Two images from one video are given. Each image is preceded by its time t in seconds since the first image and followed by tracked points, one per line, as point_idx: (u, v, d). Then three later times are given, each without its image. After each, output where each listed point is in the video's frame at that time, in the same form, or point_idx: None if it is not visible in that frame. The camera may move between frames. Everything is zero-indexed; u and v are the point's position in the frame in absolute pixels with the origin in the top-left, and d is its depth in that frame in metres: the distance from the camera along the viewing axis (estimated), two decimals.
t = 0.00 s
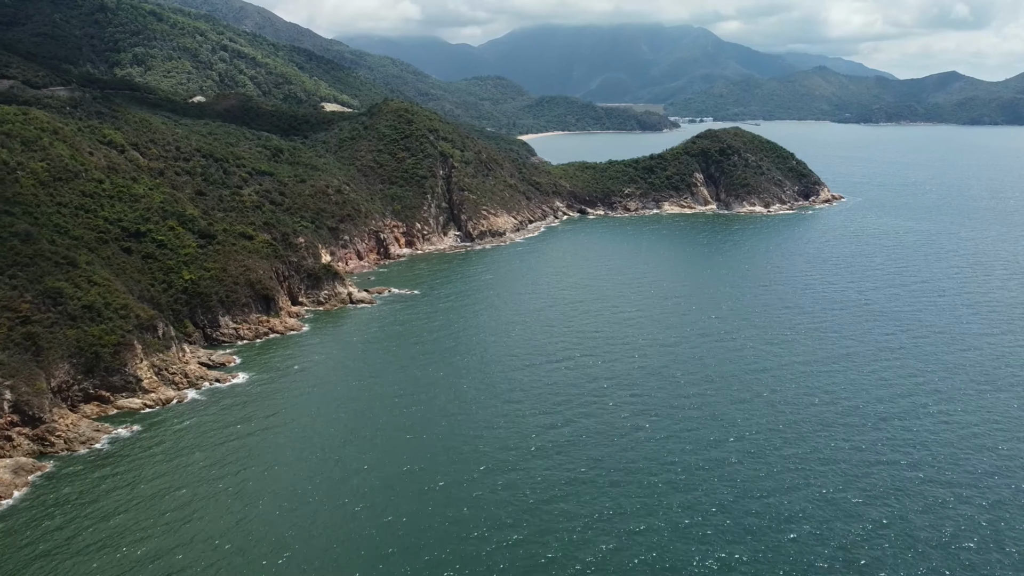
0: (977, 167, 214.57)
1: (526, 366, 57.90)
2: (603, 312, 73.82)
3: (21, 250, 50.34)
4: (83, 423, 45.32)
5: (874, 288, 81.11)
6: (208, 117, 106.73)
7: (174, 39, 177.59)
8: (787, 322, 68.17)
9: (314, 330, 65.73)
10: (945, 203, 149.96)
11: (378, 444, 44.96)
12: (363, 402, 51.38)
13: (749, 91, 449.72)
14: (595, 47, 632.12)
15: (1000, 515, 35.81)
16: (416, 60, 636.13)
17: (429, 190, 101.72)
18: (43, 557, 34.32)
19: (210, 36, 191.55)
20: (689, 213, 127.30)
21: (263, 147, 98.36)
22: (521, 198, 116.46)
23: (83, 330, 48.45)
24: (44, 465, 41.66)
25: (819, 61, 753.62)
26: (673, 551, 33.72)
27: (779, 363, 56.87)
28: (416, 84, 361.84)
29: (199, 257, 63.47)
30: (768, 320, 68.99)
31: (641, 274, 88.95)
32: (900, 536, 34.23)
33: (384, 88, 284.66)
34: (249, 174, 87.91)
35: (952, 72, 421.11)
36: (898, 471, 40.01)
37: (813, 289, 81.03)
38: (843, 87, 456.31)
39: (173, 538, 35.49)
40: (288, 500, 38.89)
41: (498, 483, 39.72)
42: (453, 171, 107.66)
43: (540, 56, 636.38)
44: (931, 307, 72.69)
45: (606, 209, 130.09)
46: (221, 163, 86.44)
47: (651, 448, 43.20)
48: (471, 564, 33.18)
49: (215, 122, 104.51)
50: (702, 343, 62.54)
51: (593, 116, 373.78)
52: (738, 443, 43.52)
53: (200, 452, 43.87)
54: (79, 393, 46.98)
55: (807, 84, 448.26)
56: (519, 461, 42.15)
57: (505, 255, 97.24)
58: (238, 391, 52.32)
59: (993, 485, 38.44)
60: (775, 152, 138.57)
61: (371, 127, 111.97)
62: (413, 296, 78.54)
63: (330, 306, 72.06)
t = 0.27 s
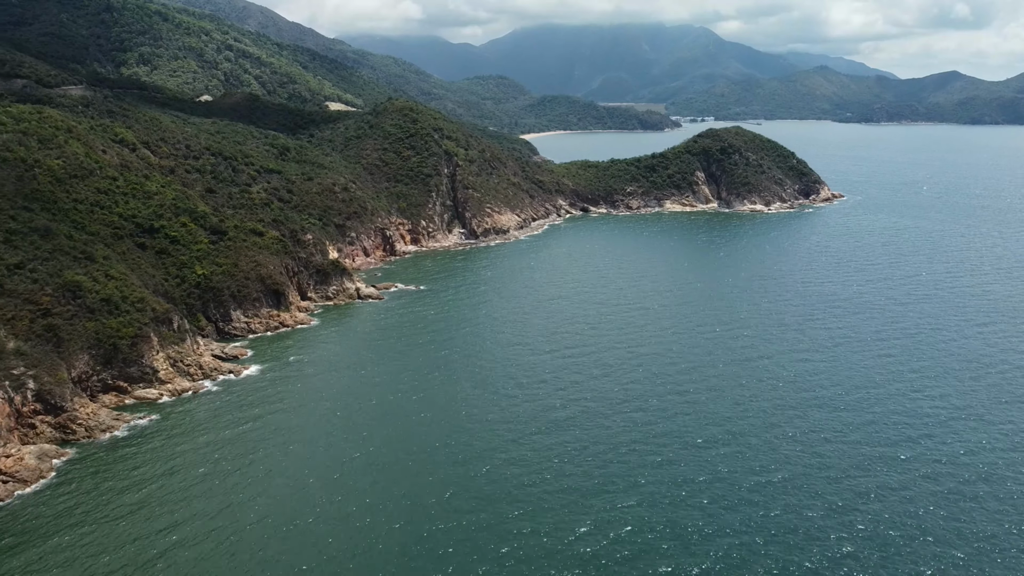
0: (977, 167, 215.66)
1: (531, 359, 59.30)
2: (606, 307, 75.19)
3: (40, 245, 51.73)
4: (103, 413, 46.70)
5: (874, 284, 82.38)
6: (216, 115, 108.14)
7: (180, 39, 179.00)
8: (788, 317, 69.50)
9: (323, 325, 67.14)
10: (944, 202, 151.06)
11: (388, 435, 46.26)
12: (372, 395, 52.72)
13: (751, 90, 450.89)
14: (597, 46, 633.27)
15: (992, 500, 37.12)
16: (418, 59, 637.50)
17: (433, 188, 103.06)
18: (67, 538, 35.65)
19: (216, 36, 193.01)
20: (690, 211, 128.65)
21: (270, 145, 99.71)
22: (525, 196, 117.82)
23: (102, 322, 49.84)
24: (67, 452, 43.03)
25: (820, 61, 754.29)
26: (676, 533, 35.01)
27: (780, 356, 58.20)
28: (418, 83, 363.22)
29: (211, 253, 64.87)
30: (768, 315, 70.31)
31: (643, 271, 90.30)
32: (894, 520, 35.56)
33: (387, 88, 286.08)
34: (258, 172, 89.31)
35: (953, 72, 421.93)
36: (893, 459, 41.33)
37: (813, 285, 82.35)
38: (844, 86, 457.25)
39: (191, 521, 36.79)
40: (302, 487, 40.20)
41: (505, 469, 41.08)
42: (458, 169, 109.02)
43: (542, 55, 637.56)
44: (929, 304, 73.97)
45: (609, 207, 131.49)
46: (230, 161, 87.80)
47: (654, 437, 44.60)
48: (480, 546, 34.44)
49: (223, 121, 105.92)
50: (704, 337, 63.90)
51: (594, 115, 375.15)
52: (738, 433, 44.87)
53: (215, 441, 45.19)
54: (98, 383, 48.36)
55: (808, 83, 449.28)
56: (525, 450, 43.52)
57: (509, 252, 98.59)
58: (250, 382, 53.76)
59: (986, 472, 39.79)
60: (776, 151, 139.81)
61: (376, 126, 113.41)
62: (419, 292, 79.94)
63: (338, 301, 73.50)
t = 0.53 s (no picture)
0: (977, 167, 216.88)
1: (536, 353, 60.79)
2: (610, 303, 76.74)
3: (58, 240, 53.23)
4: (122, 402, 48.18)
5: (872, 282, 83.78)
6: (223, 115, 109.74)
7: (186, 40, 180.64)
8: (786, 313, 71.05)
9: (334, 319, 68.74)
10: (944, 202, 152.35)
11: (397, 423, 47.65)
12: (381, 386, 54.14)
13: (752, 91, 452.23)
14: (599, 47, 634.67)
15: (983, 482, 38.46)
16: (420, 59, 639.06)
17: (438, 187, 104.53)
18: (90, 518, 37.03)
19: (221, 37, 194.63)
20: (691, 210, 130.07)
21: (277, 145, 101.18)
22: (528, 195, 119.28)
23: (119, 316, 51.34)
24: (88, 440, 44.50)
25: (823, 61, 755.33)
26: (678, 511, 36.32)
27: (779, 350, 59.66)
28: (421, 84, 364.75)
29: (223, 249, 66.38)
30: (768, 311, 71.76)
31: (645, 269, 91.69)
32: (888, 499, 36.87)
33: (390, 88, 287.62)
34: (266, 171, 90.83)
35: (954, 72, 423.19)
36: (888, 444, 42.68)
37: (813, 283, 83.80)
38: (846, 86, 458.18)
39: (208, 504, 38.19)
40: (314, 472, 41.54)
41: (512, 454, 42.65)
42: (462, 168, 110.51)
43: (544, 56, 639.07)
44: (926, 300, 75.41)
45: (611, 206, 132.84)
46: (238, 160, 89.27)
47: (655, 424, 46.13)
48: (488, 525, 35.78)
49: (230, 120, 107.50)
50: (705, 332, 65.45)
51: (596, 116, 376.62)
52: (737, 421, 46.23)
53: (229, 430, 46.59)
54: (115, 374, 49.86)
55: (810, 84, 450.55)
56: (530, 437, 44.88)
57: (513, 250, 100.08)
58: (262, 374, 55.27)
59: (977, 456, 41.12)
60: (777, 151, 141.22)
61: (382, 126, 115.01)
62: (425, 288, 81.49)
63: (346, 297, 75.06)
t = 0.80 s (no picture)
0: (977, 166, 218.17)
1: (540, 347, 62.21)
2: (612, 300, 78.15)
3: (75, 236, 54.64)
4: (138, 393, 49.56)
5: (870, 279, 85.13)
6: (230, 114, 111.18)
7: (191, 39, 182.08)
8: (785, 309, 72.42)
9: (342, 315, 70.16)
10: (943, 201, 153.67)
11: (405, 414, 48.99)
12: (389, 378, 55.57)
13: (753, 91, 453.56)
14: (600, 47, 636.16)
15: (974, 466, 39.79)
16: (422, 59, 640.39)
17: (443, 185, 105.92)
18: (112, 503, 38.42)
19: (225, 37, 196.12)
20: (692, 209, 131.45)
21: (284, 144, 102.58)
22: (531, 194, 120.69)
23: (135, 309, 52.73)
24: (106, 429, 45.89)
25: (824, 61, 756.53)
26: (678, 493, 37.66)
27: (778, 344, 61.02)
28: (423, 84, 366.16)
29: (233, 246, 67.76)
30: (767, 308, 73.16)
31: (647, 266, 93.06)
32: (881, 481, 38.21)
33: (392, 88, 289.05)
34: (273, 169, 92.21)
35: (954, 73, 424.38)
36: (883, 432, 44.06)
37: (812, 280, 85.19)
38: (847, 87, 459.22)
39: (225, 490, 39.55)
40: (326, 460, 42.86)
41: (518, 442, 44.06)
42: (466, 167, 111.91)
43: (545, 56, 640.42)
44: (923, 297, 76.76)
45: (612, 205, 134.16)
46: (246, 159, 90.66)
47: (657, 414, 47.52)
48: (495, 508, 37.12)
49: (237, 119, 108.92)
50: (706, 327, 66.85)
51: (597, 116, 378.06)
52: (736, 410, 47.59)
53: (243, 420, 47.95)
54: (132, 366, 51.26)
55: (810, 84, 451.77)
56: (535, 426, 46.24)
57: (516, 248, 101.48)
58: (274, 367, 56.69)
59: (968, 442, 42.46)
60: (777, 151, 142.57)
61: (387, 125, 116.47)
62: (430, 284, 82.92)
63: (353, 293, 76.49)
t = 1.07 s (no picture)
0: (975, 166, 219.64)
1: (544, 341, 63.64)
2: (614, 296, 79.56)
3: (91, 232, 56.07)
4: (154, 384, 51.08)
5: (868, 276, 86.49)
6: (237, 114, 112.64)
7: (195, 40, 183.59)
8: (784, 305, 73.81)
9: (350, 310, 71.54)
10: (941, 200, 155.02)
11: (413, 404, 50.16)
12: (396, 370, 56.96)
13: (753, 92, 455.05)
14: (601, 48, 637.49)
15: (963, 451, 41.13)
16: (423, 59, 641.83)
17: (446, 184, 107.32)
18: (129, 488, 39.54)
19: (229, 38, 197.68)
20: (693, 208, 132.83)
21: (290, 143, 103.97)
22: (533, 193, 122.09)
23: (150, 303, 54.13)
24: (124, 418, 47.37)
25: (824, 61, 758.17)
26: (678, 477, 38.98)
27: (778, 338, 62.37)
28: (424, 84, 367.73)
29: (243, 242, 69.15)
30: (767, 304, 74.54)
31: (648, 264, 94.46)
32: (873, 466, 39.55)
33: (394, 88, 290.51)
34: (280, 168, 93.58)
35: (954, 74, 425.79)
36: (879, 420, 45.41)
37: (811, 278, 86.59)
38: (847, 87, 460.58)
39: (239, 477, 40.63)
40: (336, 447, 44.27)
41: (524, 430, 45.44)
42: (469, 166, 113.33)
43: (546, 56, 641.98)
44: (920, 292, 78.07)
45: (614, 204, 135.67)
46: (253, 157, 92.05)
47: (659, 403, 48.89)
48: (502, 493, 38.31)
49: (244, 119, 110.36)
50: (707, 322, 68.22)
51: (598, 116, 379.53)
52: (735, 400, 48.98)
53: (254, 411, 49.07)
54: (146, 359, 52.66)
55: (811, 84, 453.13)
56: (540, 415, 47.50)
57: (519, 245, 102.85)
58: (284, 360, 58.09)
59: (959, 428, 43.81)
60: (777, 150, 143.94)
61: (391, 125, 117.95)
62: (435, 281, 84.32)
63: (359, 289, 77.92)
